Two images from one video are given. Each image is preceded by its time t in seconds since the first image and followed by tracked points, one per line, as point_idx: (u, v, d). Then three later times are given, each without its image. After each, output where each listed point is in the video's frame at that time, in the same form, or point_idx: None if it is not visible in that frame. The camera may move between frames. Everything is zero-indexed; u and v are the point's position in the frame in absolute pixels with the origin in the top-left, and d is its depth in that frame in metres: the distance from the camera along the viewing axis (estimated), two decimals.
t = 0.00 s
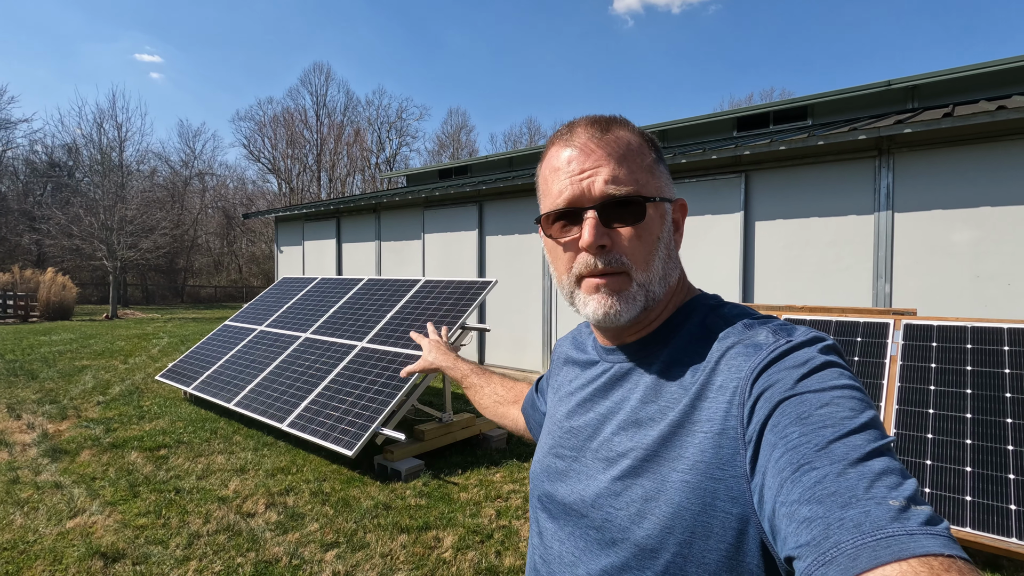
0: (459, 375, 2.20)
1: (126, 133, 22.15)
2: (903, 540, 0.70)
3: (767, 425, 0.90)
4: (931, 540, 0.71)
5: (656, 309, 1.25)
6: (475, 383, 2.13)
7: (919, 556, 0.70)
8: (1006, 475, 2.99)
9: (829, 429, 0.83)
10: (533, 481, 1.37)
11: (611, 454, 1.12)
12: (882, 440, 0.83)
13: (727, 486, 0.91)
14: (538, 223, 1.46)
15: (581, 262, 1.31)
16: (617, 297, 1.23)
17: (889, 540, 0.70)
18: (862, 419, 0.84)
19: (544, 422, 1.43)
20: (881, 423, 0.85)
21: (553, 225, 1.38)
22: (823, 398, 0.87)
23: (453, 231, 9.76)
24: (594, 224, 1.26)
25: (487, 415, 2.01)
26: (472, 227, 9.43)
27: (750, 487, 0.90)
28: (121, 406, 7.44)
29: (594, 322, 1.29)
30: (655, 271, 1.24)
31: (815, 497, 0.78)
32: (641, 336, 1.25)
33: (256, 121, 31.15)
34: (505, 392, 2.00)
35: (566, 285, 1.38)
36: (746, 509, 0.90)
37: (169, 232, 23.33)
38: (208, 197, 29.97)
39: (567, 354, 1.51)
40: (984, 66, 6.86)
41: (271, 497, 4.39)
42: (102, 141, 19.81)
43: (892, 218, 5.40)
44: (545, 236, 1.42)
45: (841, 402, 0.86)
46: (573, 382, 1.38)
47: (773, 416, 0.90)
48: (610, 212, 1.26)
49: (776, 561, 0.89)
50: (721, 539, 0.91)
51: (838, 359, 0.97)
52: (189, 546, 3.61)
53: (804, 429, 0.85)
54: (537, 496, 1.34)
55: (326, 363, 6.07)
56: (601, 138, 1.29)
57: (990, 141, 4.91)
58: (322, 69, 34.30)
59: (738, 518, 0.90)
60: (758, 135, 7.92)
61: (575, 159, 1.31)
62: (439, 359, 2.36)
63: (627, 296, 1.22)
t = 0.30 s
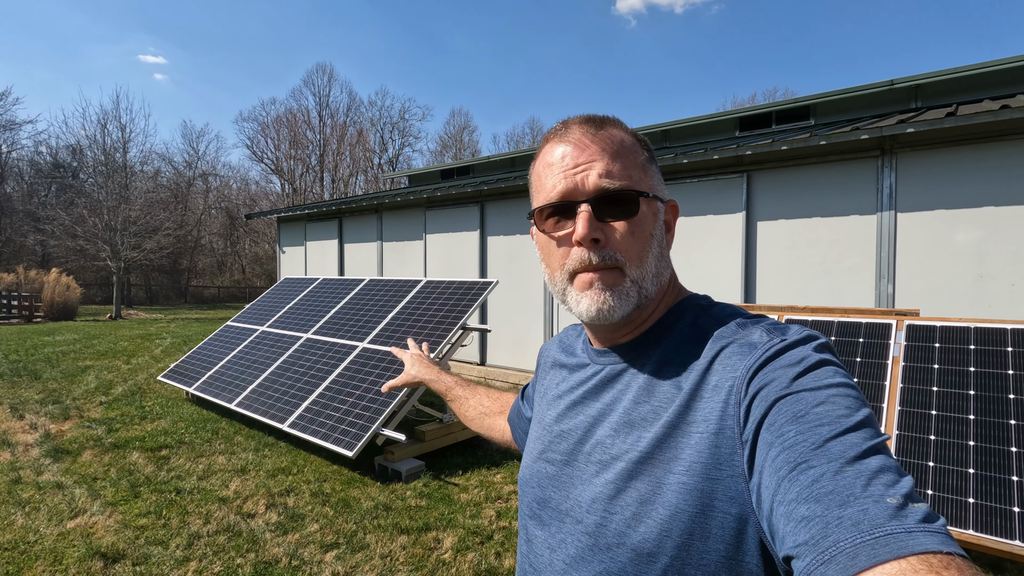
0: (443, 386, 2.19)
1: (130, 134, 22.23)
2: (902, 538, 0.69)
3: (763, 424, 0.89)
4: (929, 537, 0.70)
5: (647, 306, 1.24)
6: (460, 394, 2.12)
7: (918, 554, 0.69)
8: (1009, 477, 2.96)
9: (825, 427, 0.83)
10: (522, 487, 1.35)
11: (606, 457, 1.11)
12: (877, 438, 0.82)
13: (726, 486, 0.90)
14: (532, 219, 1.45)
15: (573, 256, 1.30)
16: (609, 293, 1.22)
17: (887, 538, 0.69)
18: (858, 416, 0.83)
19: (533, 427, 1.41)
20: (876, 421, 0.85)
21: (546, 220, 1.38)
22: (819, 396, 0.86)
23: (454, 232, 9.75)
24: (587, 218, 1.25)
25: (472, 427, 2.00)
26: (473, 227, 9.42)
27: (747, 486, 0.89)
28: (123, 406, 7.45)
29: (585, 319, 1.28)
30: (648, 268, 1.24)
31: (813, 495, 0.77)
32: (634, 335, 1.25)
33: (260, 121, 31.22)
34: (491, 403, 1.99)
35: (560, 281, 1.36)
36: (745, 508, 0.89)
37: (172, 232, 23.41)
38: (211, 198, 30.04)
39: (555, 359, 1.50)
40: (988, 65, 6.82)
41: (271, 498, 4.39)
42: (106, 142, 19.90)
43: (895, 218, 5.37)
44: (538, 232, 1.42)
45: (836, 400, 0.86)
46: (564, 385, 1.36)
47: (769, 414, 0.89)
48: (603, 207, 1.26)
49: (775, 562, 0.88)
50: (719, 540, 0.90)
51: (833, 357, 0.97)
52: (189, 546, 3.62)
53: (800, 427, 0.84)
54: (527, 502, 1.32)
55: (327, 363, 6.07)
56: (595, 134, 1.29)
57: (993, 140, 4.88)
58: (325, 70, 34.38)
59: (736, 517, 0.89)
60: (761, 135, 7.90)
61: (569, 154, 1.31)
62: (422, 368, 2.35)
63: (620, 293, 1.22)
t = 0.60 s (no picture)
0: (431, 387, 2.17)
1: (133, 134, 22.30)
2: (896, 532, 0.69)
3: (758, 421, 0.89)
4: (922, 531, 0.70)
5: (639, 305, 1.24)
6: (449, 396, 2.11)
7: (912, 547, 0.69)
8: (1010, 477, 2.96)
9: (820, 423, 0.83)
10: (517, 487, 1.34)
11: (602, 455, 1.11)
12: (870, 433, 0.82)
13: (722, 483, 0.90)
14: (523, 219, 1.45)
15: (565, 255, 1.31)
16: (600, 291, 1.23)
17: (882, 532, 0.69)
18: (852, 412, 0.83)
19: (527, 427, 1.41)
20: (869, 416, 0.85)
21: (538, 220, 1.38)
22: (813, 392, 0.86)
23: (456, 231, 9.76)
24: (577, 217, 1.25)
25: (462, 430, 2.00)
26: (474, 227, 9.42)
27: (743, 483, 0.89)
28: (126, 405, 7.48)
29: (577, 318, 1.28)
30: (639, 266, 1.23)
31: (808, 491, 0.77)
32: (626, 334, 1.25)
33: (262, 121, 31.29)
34: (481, 406, 1.99)
35: (551, 280, 1.37)
36: (739, 505, 0.89)
37: (175, 232, 23.46)
38: (214, 198, 30.11)
39: (549, 359, 1.50)
40: (991, 64, 6.79)
41: (272, 497, 4.39)
42: (109, 142, 19.97)
43: (897, 217, 5.36)
44: (530, 232, 1.42)
45: (830, 396, 0.86)
46: (558, 385, 1.37)
47: (763, 411, 0.89)
48: (594, 206, 1.26)
49: (771, 558, 0.88)
50: (715, 536, 0.90)
51: (826, 354, 0.97)
52: (190, 545, 3.63)
53: (795, 423, 0.84)
54: (522, 502, 1.32)
55: (328, 362, 6.07)
56: (584, 134, 1.30)
57: (996, 139, 4.86)
58: (327, 70, 34.40)
59: (731, 514, 0.89)
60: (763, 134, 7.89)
61: (559, 154, 1.32)
62: (408, 367, 2.32)
63: (611, 291, 1.22)
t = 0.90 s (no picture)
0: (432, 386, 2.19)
1: (135, 134, 22.37)
2: (884, 533, 0.70)
3: (750, 423, 0.90)
4: (910, 532, 0.71)
5: (633, 306, 1.25)
6: (450, 395, 2.12)
7: (899, 549, 0.70)
8: (1010, 477, 2.96)
9: (810, 425, 0.84)
10: (513, 488, 1.35)
11: (597, 456, 1.12)
12: (861, 436, 0.83)
13: (713, 485, 0.91)
14: (520, 220, 1.46)
15: (560, 257, 1.32)
16: (594, 292, 1.24)
17: (869, 533, 0.70)
18: (842, 414, 0.84)
19: (523, 427, 1.42)
20: (859, 419, 0.86)
21: (534, 221, 1.39)
22: (804, 394, 0.87)
23: (457, 231, 9.77)
24: (573, 219, 1.26)
25: (462, 429, 2.01)
26: (476, 227, 9.43)
27: (734, 485, 0.90)
28: (129, 404, 7.51)
29: (572, 318, 1.29)
30: (634, 268, 1.25)
31: (798, 493, 0.78)
32: (620, 335, 1.26)
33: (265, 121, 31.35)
34: (481, 406, 2.01)
35: (547, 281, 1.38)
36: (731, 506, 0.90)
37: (178, 232, 23.53)
38: (217, 197, 30.17)
39: (546, 360, 1.51)
40: (994, 64, 6.77)
41: (274, 496, 4.41)
42: (112, 142, 20.05)
43: (898, 217, 5.35)
44: (527, 232, 1.43)
45: (821, 398, 0.87)
46: (553, 386, 1.38)
47: (755, 413, 0.90)
48: (589, 208, 1.27)
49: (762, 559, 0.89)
50: (707, 538, 0.91)
51: (819, 356, 0.98)
52: (193, 543, 3.65)
53: (786, 426, 0.85)
54: (517, 502, 1.33)
55: (330, 362, 6.09)
56: (580, 137, 1.30)
57: (997, 139, 4.86)
58: (329, 69, 34.42)
59: (722, 515, 0.90)
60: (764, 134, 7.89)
61: (555, 157, 1.33)
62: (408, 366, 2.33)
63: (604, 293, 1.23)
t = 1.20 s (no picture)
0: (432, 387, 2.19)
1: (138, 133, 22.43)
2: (884, 538, 0.70)
3: (751, 426, 0.90)
4: (911, 537, 0.71)
5: (637, 310, 1.26)
6: (450, 396, 2.13)
7: (900, 554, 0.70)
8: (1012, 477, 2.96)
9: (812, 430, 0.84)
10: (512, 490, 1.36)
11: (597, 459, 1.13)
12: (861, 442, 0.84)
13: (714, 489, 0.92)
14: (522, 223, 1.46)
15: (564, 260, 1.32)
16: (599, 297, 1.24)
17: (870, 538, 0.70)
18: (843, 419, 0.85)
19: (524, 429, 1.42)
20: (860, 424, 0.86)
21: (537, 224, 1.39)
22: (805, 399, 0.88)
23: (459, 230, 9.77)
24: (577, 222, 1.26)
25: (462, 430, 2.02)
26: (478, 226, 9.43)
27: (735, 489, 0.90)
28: (132, 403, 7.53)
29: (575, 321, 1.30)
30: (637, 271, 1.25)
31: (798, 497, 0.79)
32: (624, 338, 1.27)
33: (267, 120, 31.39)
34: (482, 407, 2.01)
35: (550, 284, 1.38)
36: (731, 511, 0.90)
37: (180, 230, 23.58)
38: (219, 196, 30.23)
39: (546, 362, 1.52)
40: (997, 62, 6.74)
41: (276, 495, 4.43)
42: (115, 142, 20.11)
43: (900, 217, 5.34)
44: (529, 235, 1.43)
45: (822, 403, 0.88)
46: (554, 388, 1.38)
47: (757, 417, 0.90)
48: (593, 211, 1.27)
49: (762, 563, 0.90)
50: (707, 542, 0.91)
51: (820, 361, 0.99)
52: (196, 542, 3.66)
53: (787, 430, 0.86)
54: (516, 504, 1.33)
55: (332, 361, 6.11)
56: (583, 139, 1.30)
57: (1000, 138, 4.84)
58: (332, 69, 34.43)
59: (723, 519, 0.90)
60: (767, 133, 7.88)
61: (559, 159, 1.33)
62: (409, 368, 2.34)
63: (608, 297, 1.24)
